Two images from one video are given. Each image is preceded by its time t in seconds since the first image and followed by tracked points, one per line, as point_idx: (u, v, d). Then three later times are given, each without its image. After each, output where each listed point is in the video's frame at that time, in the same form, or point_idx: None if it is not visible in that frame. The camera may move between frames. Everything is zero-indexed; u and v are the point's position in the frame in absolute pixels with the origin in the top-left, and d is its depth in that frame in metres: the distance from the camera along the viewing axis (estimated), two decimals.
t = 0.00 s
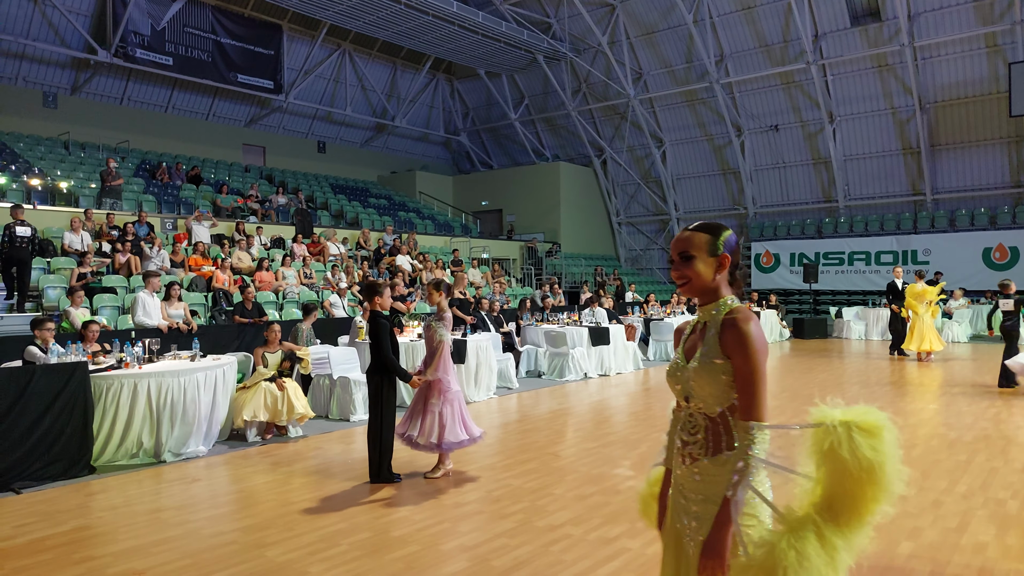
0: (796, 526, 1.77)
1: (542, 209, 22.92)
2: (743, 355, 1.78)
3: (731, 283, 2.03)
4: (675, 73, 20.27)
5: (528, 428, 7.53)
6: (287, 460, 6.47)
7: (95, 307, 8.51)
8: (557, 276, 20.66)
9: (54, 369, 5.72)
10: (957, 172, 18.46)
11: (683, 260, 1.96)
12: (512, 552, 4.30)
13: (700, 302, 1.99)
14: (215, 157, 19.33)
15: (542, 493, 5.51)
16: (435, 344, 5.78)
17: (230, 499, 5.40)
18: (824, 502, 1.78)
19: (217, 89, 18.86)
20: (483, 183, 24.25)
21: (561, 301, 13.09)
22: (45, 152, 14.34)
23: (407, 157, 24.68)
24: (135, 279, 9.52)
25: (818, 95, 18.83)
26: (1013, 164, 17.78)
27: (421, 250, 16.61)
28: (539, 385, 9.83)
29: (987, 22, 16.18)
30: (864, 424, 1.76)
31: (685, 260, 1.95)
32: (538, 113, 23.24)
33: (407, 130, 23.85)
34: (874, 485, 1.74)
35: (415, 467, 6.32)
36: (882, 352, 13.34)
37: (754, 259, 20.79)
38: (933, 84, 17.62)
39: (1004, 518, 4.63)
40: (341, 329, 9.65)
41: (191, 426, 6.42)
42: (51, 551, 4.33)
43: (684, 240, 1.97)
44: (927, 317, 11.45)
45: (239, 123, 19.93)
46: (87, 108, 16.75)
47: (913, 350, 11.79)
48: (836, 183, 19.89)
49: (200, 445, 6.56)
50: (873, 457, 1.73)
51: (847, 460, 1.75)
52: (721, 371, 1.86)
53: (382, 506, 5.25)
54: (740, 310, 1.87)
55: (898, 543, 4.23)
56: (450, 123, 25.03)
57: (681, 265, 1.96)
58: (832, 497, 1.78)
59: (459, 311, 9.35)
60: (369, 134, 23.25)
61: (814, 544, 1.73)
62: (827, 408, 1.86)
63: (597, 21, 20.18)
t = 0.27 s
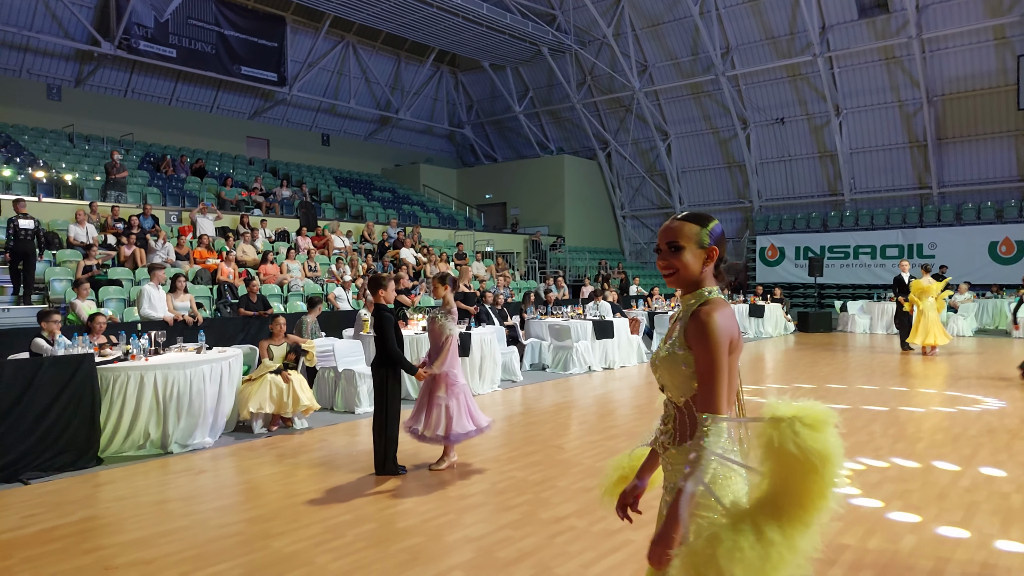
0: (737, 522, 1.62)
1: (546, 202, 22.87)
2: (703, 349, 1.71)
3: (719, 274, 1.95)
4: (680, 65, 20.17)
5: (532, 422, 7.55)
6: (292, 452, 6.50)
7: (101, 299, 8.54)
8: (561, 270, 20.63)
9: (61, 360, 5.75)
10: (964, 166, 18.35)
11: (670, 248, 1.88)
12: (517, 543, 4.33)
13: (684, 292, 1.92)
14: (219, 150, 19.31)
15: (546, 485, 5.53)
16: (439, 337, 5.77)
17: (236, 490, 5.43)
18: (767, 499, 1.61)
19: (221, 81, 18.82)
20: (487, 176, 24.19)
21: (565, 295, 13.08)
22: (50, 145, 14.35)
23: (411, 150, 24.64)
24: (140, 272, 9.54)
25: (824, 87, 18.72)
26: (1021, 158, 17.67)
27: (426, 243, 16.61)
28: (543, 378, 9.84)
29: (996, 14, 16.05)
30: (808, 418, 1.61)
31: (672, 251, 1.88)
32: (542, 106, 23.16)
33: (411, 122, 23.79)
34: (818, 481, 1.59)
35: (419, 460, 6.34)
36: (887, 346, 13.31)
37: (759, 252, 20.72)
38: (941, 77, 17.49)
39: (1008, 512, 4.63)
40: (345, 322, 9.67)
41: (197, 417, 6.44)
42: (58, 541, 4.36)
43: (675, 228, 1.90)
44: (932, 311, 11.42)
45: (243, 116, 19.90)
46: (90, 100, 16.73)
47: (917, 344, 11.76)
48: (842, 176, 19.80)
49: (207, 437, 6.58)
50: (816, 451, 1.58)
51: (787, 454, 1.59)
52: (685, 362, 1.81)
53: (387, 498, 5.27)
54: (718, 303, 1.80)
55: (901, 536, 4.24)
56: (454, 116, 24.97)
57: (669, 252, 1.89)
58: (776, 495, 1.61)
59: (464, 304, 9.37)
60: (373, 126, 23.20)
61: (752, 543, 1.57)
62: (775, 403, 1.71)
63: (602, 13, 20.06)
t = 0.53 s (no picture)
0: (655, 538, 1.55)
1: (558, 200, 22.84)
2: (669, 355, 1.58)
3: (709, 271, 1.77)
4: (693, 61, 20.07)
5: (544, 419, 7.55)
6: (305, 448, 6.54)
7: (117, 296, 8.63)
8: (573, 267, 20.60)
9: (78, 356, 5.81)
10: (982, 163, 18.12)
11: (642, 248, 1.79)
12: (529, 541, 4.33)
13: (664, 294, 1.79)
14: (232, 147, 19.43)
15: (557, 483, 5.53)
16: (451, 334, 5.78)
17: (249, 486, 5.47)
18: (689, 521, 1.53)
19: (235, 79, 18.93)
20: (499, 174, 24.19)
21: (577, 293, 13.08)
22: (66, 142, 14.50)
23: (423, 147, 24.70)
24: (155, 269, 9.63)
25: (839, 84, 18.57)
26: None
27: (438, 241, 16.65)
28: (555, 376, 9.84)
29: (1014, 9, 15.85)
30: (744, 445, 1.48)
31: (644, 251, 1.78)
32: (554, 103, 23.12)
33: (423, 120, 23.84)
34: (747, 509, 1.50)
35: (431, 457, 6.35)
36: (902, 345, 13.19)
37: (772, 250, 20.60)
38: (958, 72, 17.30)
39: None
40: (358, 319, 9.72)
41: (212, 413, 6.49)
42: (74, 535, 4.42)
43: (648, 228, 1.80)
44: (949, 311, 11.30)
45: (257, 114, 20.04)
46: (106, 98, 16.88)
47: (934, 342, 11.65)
48: (857, 173, 19.63)
49: (221, 432, 6.63)
50: (743, 480, 1.48)
51: (720, 481, 1.50)
52: (653, 365, 1.69)
53: (400, 495, 5.29)
54: (692, 310, 1.65)
55: (917, 537, 4.20)
56: (466, 113, 24.99)
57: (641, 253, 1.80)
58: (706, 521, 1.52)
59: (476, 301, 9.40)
60: (385, 124, 23.25)
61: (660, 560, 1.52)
62: (721, 420, 1.59)
63: (615, 10, 20.00)
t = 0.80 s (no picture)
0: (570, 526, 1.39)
1: (565, 200, 22.86)
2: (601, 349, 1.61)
3: (675, 270, 1.75)
4: (700, 62, 20.08)
5: (551, 420, 7.55)
6: (312, 448, 6.55)
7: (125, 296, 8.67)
8: (580, 268, 20.61)
9: (87, 356, 5.83)
10: (991, 163, 18.02)
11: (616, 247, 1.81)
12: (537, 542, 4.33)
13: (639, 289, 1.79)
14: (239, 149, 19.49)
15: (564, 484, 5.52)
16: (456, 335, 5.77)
17: (256, 486, 5.48)
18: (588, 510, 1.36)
19: (244, 80, 19.01)
20: (506, 175, 24.20)
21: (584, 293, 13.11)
22: (75, 143, 14.57)
23: (430, 148, 24.76)
24: (163, 269, 9.67)
25: (847, 83, 18.54)
26: None
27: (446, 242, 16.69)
28: (561, 376, 9.84)
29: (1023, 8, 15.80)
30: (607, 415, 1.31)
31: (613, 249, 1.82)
32: (561, 104, 23.15)
33: (431, 121, 23.89)
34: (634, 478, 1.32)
35: (437, 457, 6.36)
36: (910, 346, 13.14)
37: (780, 250, 20.56)
38: (966, 72, 17.25)
39: None
40: (365, 319, 9.75)
41: (219, 413, 6.51)
42: (83, 535, 4.43)
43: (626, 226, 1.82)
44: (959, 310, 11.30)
45: (266, 115, 20.11)
46: (115, 100, 16.97)
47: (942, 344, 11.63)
48: (865, 174, 19.56)
49: (228, 432, 6.65)
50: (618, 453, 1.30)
51: (604, 457, 1.31)
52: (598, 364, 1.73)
53: (407, 495, 5.29)
54: (638, 311, 1.67)
55: (927, 539, 4.18)
56: (473, 114, 25.04)
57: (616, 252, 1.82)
58: (606, 507, 1.33)
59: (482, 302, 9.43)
60: (392, 125, 23.28)
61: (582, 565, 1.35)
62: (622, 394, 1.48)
63: (621, 10, 20.03)
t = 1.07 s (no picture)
0: None
1: (581, 203, 22.84)
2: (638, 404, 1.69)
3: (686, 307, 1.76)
4: (718, 64, 20.06)
5: (570, 424, 7.54)
6: (330, 453, 6.57)
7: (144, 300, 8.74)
8: (596, 271, 20.56)
9: (105, 361, 5.85)
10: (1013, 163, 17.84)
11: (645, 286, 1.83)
12: (557, 549, 4.32)
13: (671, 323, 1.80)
14: (257, 153, 19.57)
15: (584, 489, 5.51)
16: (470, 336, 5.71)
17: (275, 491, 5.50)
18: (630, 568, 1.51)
19: (261, 84, 19.10)
20: (522, 178, 24.20)
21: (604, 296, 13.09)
22: (96, 149, 14.67)
23: (446, 151, 24.82)
24: (182, 273, 9.71)
25: (866, 85, 18.47)
26: None
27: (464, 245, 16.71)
28: (579, 380, 9.83)
29: None
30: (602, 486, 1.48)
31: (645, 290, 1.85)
32: (577, 106, 23.16)
33: (446, 124, 23.91)
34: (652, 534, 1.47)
35: (455, 461, 6.35)
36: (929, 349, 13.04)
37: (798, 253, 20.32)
38: (988, 73, 17.14)
39: None
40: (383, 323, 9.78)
41: (237, 418, 6.57)
42: (104, 540, 4.46)
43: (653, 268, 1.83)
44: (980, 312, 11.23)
45: (283, 119, 20.19)
46: (134, 105, 17.08)
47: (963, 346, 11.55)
48: (884, 175, 19.43)
49: (246, 437, 6.71)
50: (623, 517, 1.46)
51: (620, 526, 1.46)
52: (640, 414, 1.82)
53: (426, 501, 5.29)
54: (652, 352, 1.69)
55: (953, 548, 4.13)
56: (489, 117, 25.07)
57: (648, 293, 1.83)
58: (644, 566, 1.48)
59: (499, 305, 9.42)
60: (409, 128, 23.30)
61: None
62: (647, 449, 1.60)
63: (638, 12, 20.04)
